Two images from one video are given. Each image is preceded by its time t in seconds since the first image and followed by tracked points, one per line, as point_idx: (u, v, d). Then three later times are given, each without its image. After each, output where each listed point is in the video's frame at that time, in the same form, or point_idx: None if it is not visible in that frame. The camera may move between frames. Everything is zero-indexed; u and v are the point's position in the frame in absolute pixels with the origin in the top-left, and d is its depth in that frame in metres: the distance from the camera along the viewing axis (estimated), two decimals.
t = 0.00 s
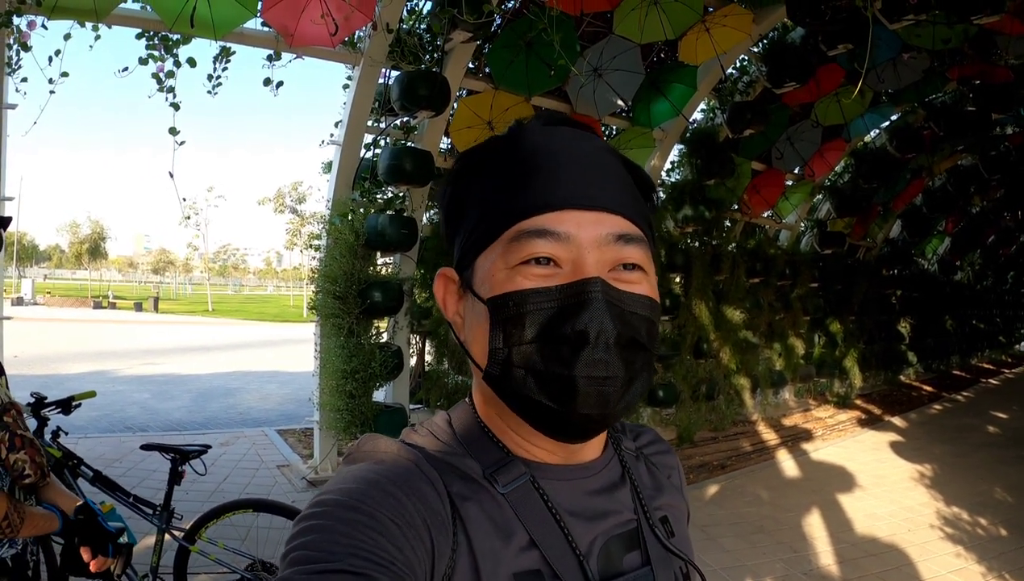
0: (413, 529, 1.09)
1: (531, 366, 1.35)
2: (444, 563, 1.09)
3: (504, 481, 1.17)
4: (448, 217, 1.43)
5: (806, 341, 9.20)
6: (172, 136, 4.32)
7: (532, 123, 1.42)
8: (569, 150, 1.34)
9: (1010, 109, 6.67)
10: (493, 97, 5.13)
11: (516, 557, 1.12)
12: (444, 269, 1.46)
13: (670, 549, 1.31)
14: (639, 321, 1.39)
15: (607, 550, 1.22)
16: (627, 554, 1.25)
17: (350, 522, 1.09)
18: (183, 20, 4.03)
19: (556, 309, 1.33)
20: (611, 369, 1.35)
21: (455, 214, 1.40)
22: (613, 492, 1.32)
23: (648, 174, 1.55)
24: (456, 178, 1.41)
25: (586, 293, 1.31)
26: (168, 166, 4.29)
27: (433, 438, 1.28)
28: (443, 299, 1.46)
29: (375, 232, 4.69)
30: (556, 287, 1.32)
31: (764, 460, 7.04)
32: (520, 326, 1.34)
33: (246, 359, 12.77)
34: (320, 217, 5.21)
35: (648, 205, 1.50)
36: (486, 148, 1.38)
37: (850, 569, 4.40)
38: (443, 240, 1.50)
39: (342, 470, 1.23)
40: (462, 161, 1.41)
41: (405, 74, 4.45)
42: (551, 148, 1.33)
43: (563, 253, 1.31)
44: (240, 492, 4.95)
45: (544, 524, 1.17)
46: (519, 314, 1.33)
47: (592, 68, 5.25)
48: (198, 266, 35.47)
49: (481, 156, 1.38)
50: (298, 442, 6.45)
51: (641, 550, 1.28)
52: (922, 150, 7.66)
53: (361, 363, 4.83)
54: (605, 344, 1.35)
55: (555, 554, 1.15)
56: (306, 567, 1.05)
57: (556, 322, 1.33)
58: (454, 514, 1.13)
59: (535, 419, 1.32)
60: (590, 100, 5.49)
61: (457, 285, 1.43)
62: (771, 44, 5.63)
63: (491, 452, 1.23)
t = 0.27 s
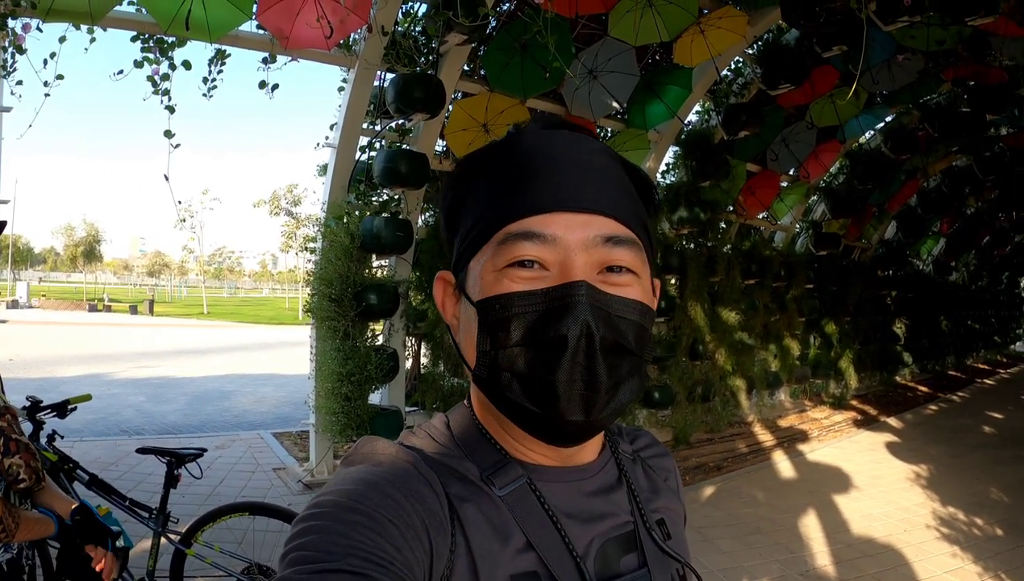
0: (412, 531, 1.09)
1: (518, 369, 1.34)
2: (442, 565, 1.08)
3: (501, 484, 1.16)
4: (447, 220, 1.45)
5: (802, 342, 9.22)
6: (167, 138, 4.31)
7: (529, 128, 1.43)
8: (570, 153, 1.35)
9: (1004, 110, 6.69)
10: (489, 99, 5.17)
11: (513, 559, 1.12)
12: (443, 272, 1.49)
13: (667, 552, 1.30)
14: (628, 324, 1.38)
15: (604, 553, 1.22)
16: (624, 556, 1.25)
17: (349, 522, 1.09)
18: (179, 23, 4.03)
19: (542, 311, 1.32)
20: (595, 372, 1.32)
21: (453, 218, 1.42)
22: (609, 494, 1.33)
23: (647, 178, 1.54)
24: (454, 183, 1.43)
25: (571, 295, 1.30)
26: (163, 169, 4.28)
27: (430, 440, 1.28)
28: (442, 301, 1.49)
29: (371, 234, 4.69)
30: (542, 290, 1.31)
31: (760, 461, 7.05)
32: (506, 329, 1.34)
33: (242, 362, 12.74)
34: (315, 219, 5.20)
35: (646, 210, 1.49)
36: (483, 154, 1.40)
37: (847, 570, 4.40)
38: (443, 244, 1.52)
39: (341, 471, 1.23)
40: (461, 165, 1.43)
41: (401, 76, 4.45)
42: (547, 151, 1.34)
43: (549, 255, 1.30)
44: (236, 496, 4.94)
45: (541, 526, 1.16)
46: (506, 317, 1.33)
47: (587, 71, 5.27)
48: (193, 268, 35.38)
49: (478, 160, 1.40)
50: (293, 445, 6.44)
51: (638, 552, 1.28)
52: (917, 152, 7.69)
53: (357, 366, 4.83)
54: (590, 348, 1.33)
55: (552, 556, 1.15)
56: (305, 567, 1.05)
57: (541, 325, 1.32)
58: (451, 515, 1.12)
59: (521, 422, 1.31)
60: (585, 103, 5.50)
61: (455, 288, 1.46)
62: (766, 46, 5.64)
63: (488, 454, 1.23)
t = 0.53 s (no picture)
0: (399, 539, 1.09)
1: (498, 371, 1.35)
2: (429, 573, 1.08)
3: (488, 492, 1.14)
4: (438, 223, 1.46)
5: (799, 339, 9.23)
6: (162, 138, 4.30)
7: (517, 132, 1.42)
8: (557, 154, 1.34)
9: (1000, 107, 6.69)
10: (484, 97, 5.14)
11: (502, 567, 1.10)
12: (432, 277, 1.51)
13: (659, 560, 1.29)
14: (610, 325, 1.37)
15: (595, 560, 1.21)
16: (614, 565, 1.24)
17: (337, 531, 1.08)
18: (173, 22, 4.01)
19: (521, 312, 1.32)
20: (574, 373, 1.32)
21: (441, 222, 1.43)
22: (600, 501, 1.32)
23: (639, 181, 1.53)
24: (444, 188, 1.45)
25: (550, 296, 1.30)
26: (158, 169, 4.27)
27: (416, 446, 1.28)
28: (431, 306, 1.50)
29: (366, 233, 4.70)
30: (521, 292, 1.32)
31: (758, 459, 7.06)
32: (486, 330, 1.34)
33: (239, 361, 12.72)
34: (311, 218, 5.19)
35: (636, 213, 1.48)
36: (471, 158, 1.41)
37: (844, 567, 4.41)
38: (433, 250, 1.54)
39: (328, 481, 1.22)
40: (452, 169, 1.43)
41: (396, 74, 4.43)
42: (534, 154, 1.33)
43: (530, 258, 1.30)
44: (232, 496, 4.93)
45: (530, 534, 1.14)
46: (486, 319, 1.33)
47: (582, 68, 5.30)
48: (190, 268, 35.32)
49: (468, 164, 1.40)
50: (290, 445, 6.43)
51: (629, 560, 1.26)
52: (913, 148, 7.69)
53: (353, 365, 4.82)
54: (569, 349, 1.33)
55: (541, 565, 1.12)
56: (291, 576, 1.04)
57: (521, 326, 1.32)
58: (438, 523, 1.12)
59: (500, 423, 1.31)
60: (581, 100, 5.54)
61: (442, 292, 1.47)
62: (761, 42, 5.63)
63: (475, 461, 1.22)
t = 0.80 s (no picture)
0: (409, 540, 1.09)
1: (510, 370, 1.35)
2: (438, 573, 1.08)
3: (496, 493, 1.16)
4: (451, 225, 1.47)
5: (792, 336, 9.27)
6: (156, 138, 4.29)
7: (531, 137, 1.44)
8: (572, 159, 1.36)
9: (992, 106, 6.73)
10: (478, 96, 5.14)
11: (509, 568, 1.11)
12: (443, 279, 1.51)
13: (661, 561, 1.31)
14: (621, 328, 1.38)
15: (599, 561, 1.22)
16: (618, 565, 1.25)
17: (346, 531, 1.08)
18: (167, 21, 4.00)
19: (534, 312, 1.32)
20: (586, 374, 1.32)
21: (456, 224, 1.45)
22: (604, 502, 1.33)
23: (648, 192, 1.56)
24: (458, 190, 1.45)
25: (563, 297, 1.31)
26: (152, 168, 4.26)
27: (425, 448, 1.28)
28: (441, 307, 1.50)
29: (360, 233, 4.72)
30: (535, 292, 1.32)
31: (752, 456, 7.09)
32: (498, 330, 1.34)
33: (232, 360, 12.69)
34: (305, 217, 5.18)
35: (645, 222, 1.50)
36: (487, 161, 1.42)
37: (839, 564, 4.44)
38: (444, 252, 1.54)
39: (335, 482, 1.22)
40: (466, 172, 1.45)
41: (390, 73, 4.43)
42: (549, 158, 1.35)
43: (544, 259, 1.31)
44: (228, 495, 4.93)
45: (536, 535, 1.16)
46: (499, 318, 1.33)
47: (576, 67, 5.33)
48: (183, 267, 35.18)
49: (483, 166, 1.42)
50: (285, 444, 6.43)
51: (632, 561, 1.28)
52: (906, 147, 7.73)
53: (348, 364, 4.82)
54: (581, 350, 1.33)
55: (547, 564, 1.14)
56: (302, 576, 1.04)
57: (533, 326, 1.33)
58: (447, 524, 1.12)
59: (509, 424, 1.31)
60: (575, 99, 5.55)
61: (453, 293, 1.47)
62: (755, 42, 5.65)
63: (483, 462, 1.23)
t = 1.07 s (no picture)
0: (410, 544, 1.09)
1: (522, 376, 1.35)
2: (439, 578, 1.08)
3: (497, 498, 1.15)
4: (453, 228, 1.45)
5: (784, 331, 9.31)
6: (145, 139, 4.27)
7: (538, 142, 1.44)
8: (582, 166, 1.36)
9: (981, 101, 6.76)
10: (469, 93, 5.14)
11: (509, 574, 1.10)
12: (445, 281, 1.48)
13: (661, 568, 1.31)
14: (633, 335, 1.39)
15: (599, 567, 1.22)
16: (618, 571, 1.25)
17: (347, 534, 1.09)
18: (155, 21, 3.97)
19: (548, 319, 1.32)
20: (599, 381, 1.34)
21: (459, 229, 1.43)
22: (605, 509, 1.33)
23: (652, 199, 1.56)
24: (462, 194, 1.44)
25: (578, 304, 1.31)
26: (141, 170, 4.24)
27: (427, 452, 1.27)
28: (443, 311, 1.49)
29: (351, 233, 4.71)
30: (549, 298, 1.33)
31: (745, 451, 7.13)
32: (511, 337, 1.34)
33: (224, 361, 12.64)
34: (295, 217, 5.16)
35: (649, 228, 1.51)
36: (491, 164, 1.40)
37: (832, 559, 4.47)
38: (445, 254, 1.52)
39: (337, 483, 1.22)
40: (469, 175, 1.43)
41: (379, 73, 4.41)
42: (559, 164, 1.35)
43: (558, 266, 1.32)
44: (221, 497, 4.92)
45: (537, 540, 1.15)
46: (512, 325, 1.33)
47: (566, 64, 5.30)
48: (174, 267, 35.00)
49: (488, 169, 1.40)
50: (278, 445, 6.41)
51: (632, 567, 1.28)
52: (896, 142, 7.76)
53: (340, 364, 4.82)
54: (594, 357, 1.34)
55: (548, 570, 1.14)
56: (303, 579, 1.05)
57: (547, 333, 1.33)
58: (449, 530, 1.12)
59: (523, 430, 1.31)
60: (565, 96, 5.53)
61: (457, 297, 1.46)
62: (745, 38, 5.67)
63: (485, 467, 1.22)
